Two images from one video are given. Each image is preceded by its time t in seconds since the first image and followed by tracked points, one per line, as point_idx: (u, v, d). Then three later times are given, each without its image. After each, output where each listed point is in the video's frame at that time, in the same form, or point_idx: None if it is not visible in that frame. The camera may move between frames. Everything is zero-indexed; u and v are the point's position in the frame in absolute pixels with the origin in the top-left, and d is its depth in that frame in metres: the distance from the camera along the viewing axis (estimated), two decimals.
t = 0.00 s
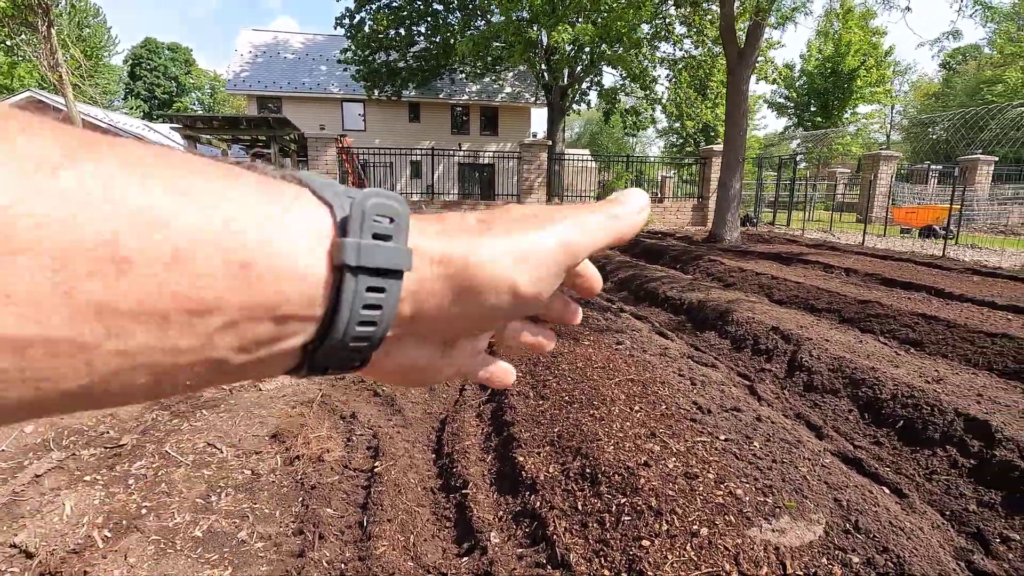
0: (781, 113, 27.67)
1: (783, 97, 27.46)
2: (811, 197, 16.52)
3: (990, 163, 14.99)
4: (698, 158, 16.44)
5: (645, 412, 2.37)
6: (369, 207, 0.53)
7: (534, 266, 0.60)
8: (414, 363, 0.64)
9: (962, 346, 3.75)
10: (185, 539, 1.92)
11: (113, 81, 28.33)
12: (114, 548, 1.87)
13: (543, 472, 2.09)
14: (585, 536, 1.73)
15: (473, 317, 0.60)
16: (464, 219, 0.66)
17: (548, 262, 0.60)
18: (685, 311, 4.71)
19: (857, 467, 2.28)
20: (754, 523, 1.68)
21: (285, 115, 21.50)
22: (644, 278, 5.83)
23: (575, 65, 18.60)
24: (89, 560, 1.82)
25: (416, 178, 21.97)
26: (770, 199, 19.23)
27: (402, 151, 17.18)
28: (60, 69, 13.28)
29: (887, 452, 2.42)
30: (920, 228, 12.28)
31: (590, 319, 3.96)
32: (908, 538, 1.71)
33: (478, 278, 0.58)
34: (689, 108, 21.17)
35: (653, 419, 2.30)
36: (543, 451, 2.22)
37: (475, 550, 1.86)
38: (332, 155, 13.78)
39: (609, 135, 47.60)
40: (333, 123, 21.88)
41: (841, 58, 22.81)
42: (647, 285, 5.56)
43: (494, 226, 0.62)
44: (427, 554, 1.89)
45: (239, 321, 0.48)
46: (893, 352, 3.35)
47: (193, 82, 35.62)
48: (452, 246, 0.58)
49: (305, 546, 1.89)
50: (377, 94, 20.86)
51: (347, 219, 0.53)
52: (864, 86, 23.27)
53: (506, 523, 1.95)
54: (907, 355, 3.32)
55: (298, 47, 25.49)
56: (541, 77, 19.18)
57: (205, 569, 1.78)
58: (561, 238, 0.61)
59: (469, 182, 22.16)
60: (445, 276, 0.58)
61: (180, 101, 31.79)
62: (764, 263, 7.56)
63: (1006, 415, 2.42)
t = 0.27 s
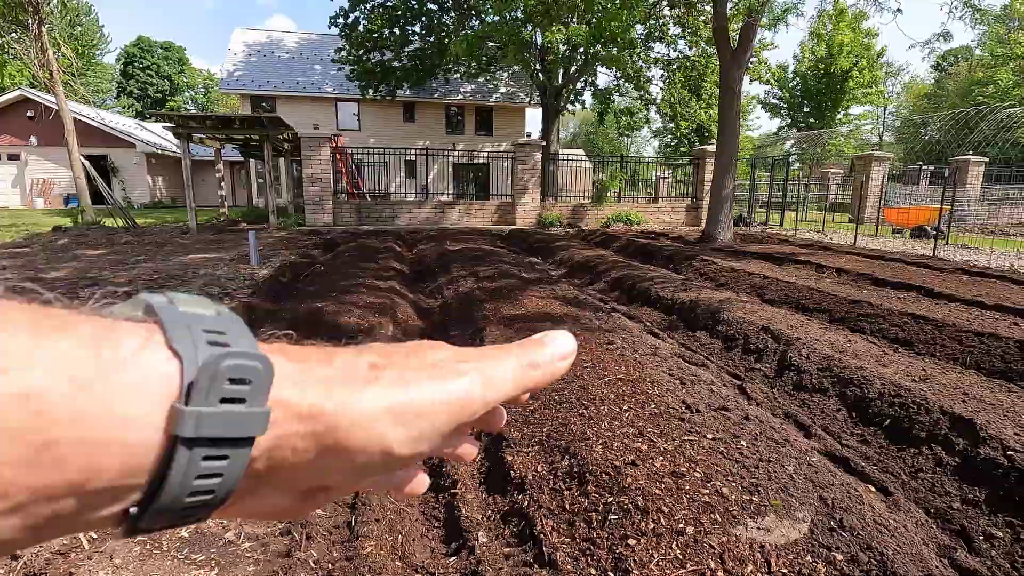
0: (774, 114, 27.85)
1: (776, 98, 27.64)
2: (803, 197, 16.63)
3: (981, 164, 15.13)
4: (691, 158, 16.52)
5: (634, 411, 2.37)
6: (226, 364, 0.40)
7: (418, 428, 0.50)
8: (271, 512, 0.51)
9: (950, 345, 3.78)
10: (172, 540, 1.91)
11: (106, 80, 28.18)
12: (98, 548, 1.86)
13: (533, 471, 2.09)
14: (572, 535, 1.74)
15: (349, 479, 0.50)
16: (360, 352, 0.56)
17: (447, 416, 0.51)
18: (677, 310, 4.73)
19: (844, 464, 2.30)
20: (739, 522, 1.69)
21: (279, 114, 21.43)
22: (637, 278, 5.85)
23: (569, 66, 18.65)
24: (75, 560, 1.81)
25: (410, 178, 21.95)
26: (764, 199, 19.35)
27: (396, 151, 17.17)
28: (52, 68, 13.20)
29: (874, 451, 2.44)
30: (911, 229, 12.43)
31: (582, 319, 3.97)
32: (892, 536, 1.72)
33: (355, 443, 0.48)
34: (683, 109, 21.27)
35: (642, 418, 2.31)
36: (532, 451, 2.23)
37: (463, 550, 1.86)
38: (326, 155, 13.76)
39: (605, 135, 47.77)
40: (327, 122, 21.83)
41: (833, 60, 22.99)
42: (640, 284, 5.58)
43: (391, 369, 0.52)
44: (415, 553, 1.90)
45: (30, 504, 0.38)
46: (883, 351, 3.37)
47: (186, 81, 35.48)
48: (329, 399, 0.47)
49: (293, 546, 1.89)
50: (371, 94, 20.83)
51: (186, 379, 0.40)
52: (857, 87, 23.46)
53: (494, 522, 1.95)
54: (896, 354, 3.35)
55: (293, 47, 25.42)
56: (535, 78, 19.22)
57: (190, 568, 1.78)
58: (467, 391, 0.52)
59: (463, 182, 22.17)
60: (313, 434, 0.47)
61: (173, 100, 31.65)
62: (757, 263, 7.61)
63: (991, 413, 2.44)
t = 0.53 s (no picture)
0: (771, 114, 27.92)
1: (773, 98, 27.73)
2: (800, 197, 16.67)
3: (976, 164, 15.19)
4: (688, 158, 16.54)
5: (630, 411, 2.36)
6: None
7: None
8: None
9: (946, 344, 3.78)
10: (162, 541, 1.88)
11: (101, 78, 28.04)
12: (86, 550, 1.83)
13: (528, 470, 2.07)
14: (566, 535, 1.71)
15: None
16: None
17: None
18: (674, 310, 4.72)
19: (841, 464, 2.29)
20: (736, 522, 1.67)
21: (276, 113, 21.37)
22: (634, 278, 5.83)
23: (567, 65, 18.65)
24: (62, 563, 1.78)
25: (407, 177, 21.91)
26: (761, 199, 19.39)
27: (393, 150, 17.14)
28: (46, 65, 13.12)
29: (870, 450, 2.43)
30: (907, 229, 12.52)
31: (578, 318, 3.95)
32: (889, 536, 1.71)
33: None
34: (680, 108, 21.30)
35: (637, 418, 2.30)
36: (527, 450, 2.21)
37: (456, 551, 1.84)
38: (323, 154, 13.73)
39: (603, 135, 47.83)
40: (324, 121, 21.78)
41: (830, 60, 23.05)
42: (637, 284, 5.57)
43: None
44: (408, 553, 1.87)
45: None
46: (879, 350, 3.37)
47: (182, 79, 35.34)
48: None
49: (284, 547, 1.86)
50: (368, 93, 20.80)
51: None
52: (853, 87, 23.53)
53: (488, 523, 1.93)
54: (893, 353, 3.34)
55: (289, 45, 25.36)
56: (533, 77, 19.21)
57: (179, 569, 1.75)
58: None
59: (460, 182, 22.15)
60: None
61: (169, 99, 31.52)
62: (753, 263, 7.61)
63: (987, 412, 2.44)
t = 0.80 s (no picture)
0: (774, 114, 27.86)
1: (776, 98, 27.66)
2: (803, 197, 16.62)
3: (981, 165, 15.11)
4: (691, 158, 16.51)
5: (636, 414, 2.33)
6: None
7: None
8: None
9: (954, 346, 3.74)
10: (162, 544, 1.85)
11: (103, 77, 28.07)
12: (86, 553, 1.81)
13: (532, 474, 2.04)
14: (573, 540, 1.68)
15: None
16: None
17: None
18: (678, 311, 4.69)
19: (850, 468, 2.26)
20: (745, 527, 1.65)
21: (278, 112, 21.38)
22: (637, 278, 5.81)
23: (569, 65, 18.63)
24: (62, 566, 1.75)
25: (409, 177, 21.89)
26: (763, 200, 19.35)
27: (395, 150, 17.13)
28: (49, 64, 13.13)
29: (879, 454, 2.40)
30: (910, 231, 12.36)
31: (582, 319, 3.92)
32: (901, 543, 1.68)
33: None
34: (683, 108, 21.26)
35: (643, 420, 2.27)
36: (532, 453, 2.18)
37: (460, 555, 1.81)
38: (325, 153, 13.71)
39: (605, 135, 47.88)
40: (326, 120, 21.77)
41: (834, 60, 22.99)
42: (640, 285, 5.54)
43: None
44: (412, 557, 1.85)
45: None
46: (886, 352, 3.34)
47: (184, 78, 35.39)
48: None
49: (285, 551, 1.83)
50: (370, 92, 20.79)
51: None
52: (857, 87, 23.47)
53: (492, 527, 1.90)
54: (901, 356, 3.31)
55: (292, 45, 25.38)
56: (535, 76, 19.19)
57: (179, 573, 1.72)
58: None
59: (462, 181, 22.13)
60: None
61: (171, 98, 31.55)
62: (757, 264, 7.58)
63: (998, 416, 2.41)
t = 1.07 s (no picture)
0: (780, 115, 27.72)
1: (783, 98, 27.53)
2: (810, 198, 16.52)
3: (990, 166, 14.98)
4: (697, 158, 16.43)
5: (651, 418, 2.30)
6: None
7: None
8: None
9: (970, 350, 3.68)
10: (173, 549, 1.83)
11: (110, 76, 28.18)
12: (97, 557, 1.79)
13: (549, 479, 2.01)
14: (591, 548, 1.65)
15: None
16: None
17: None
18: (688, 313, 4.64)
19: (870, 475, 2.22)
20: (768, 536, 1.61)
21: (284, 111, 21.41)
22: (645, 279, 5.77)
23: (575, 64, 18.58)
24: (73, 570, 1.73)
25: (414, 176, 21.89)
26: (770, 200, 19.25)
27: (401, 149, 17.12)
28: (56, 63, 13.17)
29: (899, 461, 2.36)
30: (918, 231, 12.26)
31: (592, 320, 3.89)
32: (929, 554, 1.64)
33: None
34: (689, 108, 21.18)
35: (659, 425, 2.24)
36: (547, 458, 2.15)
37: (476, 562, 1.78)
38: (330, 152, 13.71)
39: (609, 134, 47.73)
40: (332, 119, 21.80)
41: (841, 60, 22.86)
42: (649, 286, 5.49)
43: None
44: (426, 564, 1.82)
45: None
46: (902, 356, 3.29)
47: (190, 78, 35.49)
48: None
49: (297, 557, 1.81)
50: (376, 92, 20.81)
51: None
52: (864, 87, 23.33)
53: (508, 533, 1.87)
54: (918, 359, 3.26)
55: (297, 44, 25.42)
56: (541, 76, 19.15)
57: None
58: None
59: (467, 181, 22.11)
60: None
61: (177, 97, 31.66)
62: (766, 265, 7.52)
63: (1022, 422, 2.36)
